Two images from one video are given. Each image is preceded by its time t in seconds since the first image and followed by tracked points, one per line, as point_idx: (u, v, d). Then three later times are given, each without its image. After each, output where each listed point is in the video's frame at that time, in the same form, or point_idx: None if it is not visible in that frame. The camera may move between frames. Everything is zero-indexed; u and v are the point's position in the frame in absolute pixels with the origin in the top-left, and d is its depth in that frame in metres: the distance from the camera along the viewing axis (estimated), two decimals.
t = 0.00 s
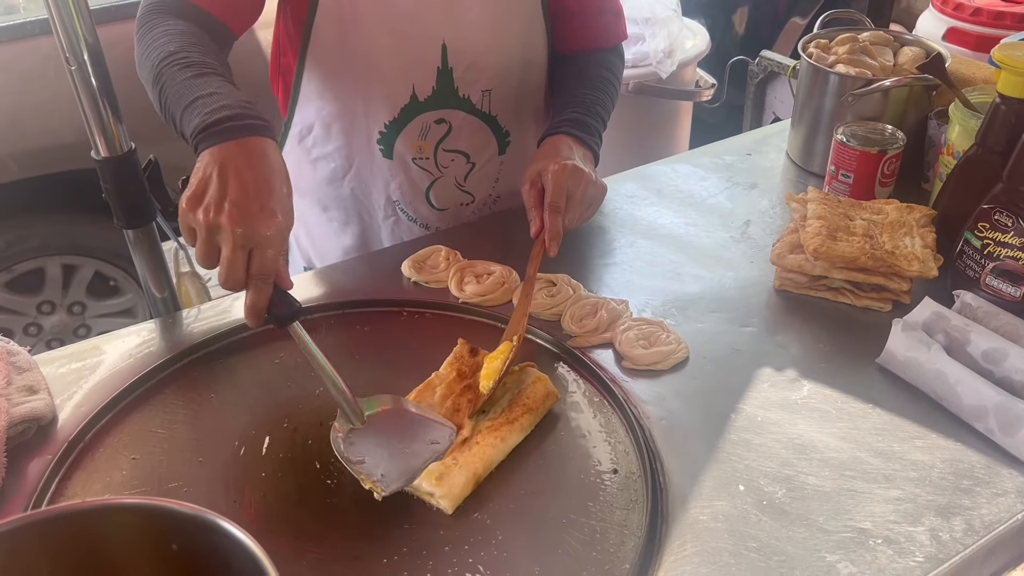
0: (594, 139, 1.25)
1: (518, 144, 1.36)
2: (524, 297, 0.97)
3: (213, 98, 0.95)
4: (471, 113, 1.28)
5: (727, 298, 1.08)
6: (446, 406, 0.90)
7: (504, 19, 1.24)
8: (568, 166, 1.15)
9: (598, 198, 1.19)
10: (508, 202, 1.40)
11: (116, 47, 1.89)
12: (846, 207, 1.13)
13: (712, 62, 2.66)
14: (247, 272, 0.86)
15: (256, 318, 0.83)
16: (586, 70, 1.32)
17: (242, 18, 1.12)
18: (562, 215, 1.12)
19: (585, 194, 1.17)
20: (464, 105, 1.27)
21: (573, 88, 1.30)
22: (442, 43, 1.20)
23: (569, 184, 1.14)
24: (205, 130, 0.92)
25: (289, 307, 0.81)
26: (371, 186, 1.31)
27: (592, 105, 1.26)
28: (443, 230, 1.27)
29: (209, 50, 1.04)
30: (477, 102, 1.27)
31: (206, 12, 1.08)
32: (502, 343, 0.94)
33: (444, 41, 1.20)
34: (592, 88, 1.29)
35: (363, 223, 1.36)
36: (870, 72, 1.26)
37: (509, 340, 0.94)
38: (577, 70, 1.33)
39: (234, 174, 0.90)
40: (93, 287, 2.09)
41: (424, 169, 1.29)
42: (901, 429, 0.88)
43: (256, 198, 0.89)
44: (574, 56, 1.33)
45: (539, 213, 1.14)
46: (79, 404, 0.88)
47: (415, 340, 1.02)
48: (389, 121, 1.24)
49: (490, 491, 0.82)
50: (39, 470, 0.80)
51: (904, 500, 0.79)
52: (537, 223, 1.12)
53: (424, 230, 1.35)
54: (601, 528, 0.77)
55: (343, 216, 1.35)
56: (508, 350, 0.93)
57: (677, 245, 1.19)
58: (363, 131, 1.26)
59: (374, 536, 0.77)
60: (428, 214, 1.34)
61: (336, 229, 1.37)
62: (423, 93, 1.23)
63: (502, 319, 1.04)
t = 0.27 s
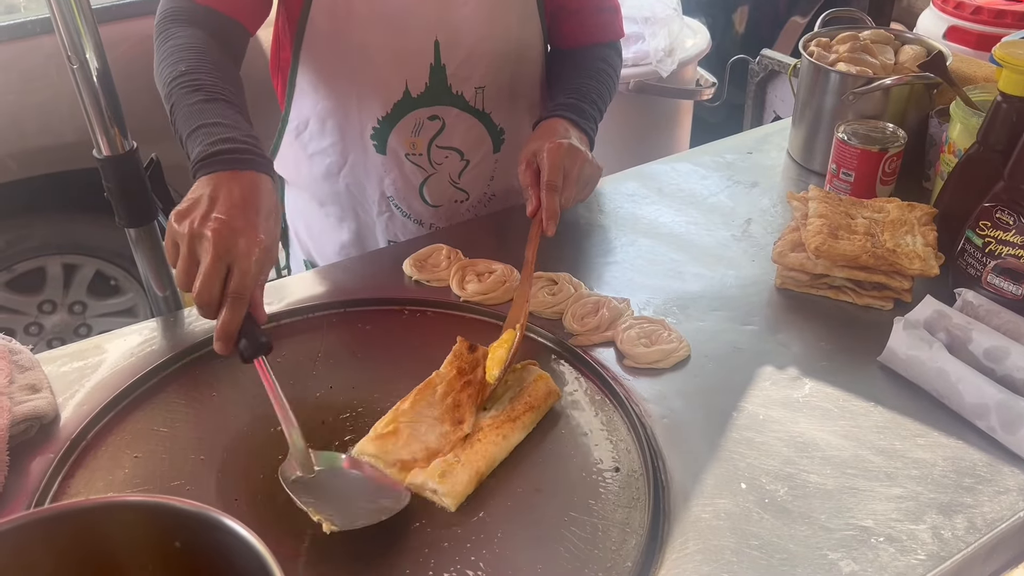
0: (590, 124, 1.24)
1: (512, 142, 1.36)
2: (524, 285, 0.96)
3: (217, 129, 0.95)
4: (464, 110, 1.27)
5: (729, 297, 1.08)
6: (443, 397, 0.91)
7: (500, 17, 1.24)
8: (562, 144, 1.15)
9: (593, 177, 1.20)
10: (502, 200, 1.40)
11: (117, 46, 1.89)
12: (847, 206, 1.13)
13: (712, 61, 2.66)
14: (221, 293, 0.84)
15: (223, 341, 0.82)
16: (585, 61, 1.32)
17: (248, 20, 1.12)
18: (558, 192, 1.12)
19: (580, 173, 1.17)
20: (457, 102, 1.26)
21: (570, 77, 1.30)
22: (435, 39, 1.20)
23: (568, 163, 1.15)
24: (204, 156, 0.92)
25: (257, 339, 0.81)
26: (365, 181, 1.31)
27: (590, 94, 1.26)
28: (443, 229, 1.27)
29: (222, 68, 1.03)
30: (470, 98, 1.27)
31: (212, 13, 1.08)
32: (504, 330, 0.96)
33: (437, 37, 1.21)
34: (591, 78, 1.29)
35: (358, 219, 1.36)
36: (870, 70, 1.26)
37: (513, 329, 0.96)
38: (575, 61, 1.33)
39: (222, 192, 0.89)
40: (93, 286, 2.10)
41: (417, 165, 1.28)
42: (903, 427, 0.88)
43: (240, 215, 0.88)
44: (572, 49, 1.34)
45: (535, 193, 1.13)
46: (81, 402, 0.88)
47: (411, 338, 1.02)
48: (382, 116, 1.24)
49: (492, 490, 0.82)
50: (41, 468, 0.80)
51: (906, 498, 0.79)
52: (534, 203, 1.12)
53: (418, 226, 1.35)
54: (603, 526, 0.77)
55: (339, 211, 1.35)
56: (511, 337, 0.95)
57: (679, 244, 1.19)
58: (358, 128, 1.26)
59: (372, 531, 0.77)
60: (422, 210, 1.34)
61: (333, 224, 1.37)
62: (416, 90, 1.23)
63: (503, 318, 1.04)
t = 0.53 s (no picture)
0: (585, 91, 1.26)
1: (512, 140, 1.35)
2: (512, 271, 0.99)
3: (206, 136, 0.94)
4: (465, 108, 1.27)
5: (732, 294, 1.08)
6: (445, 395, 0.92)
7: (501, 14, 1.24)
8: (550, 108, 1.15)
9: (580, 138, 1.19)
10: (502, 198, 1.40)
11: (118, 45, 1.89)
12: (849, 202, 1.13)
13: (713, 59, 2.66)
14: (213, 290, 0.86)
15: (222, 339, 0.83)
16: (592, 35, 1.33)
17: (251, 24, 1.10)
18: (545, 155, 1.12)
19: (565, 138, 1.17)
20: (458, 101, 1.26)
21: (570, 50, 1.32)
22: (436, 38, 1.20)
23: (554, 129, 1.15)
24: (190, 169, 0.93)
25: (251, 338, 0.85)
26: (364, 179, 1.30)
27: (591, 70, 1.28)
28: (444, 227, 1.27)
29: (215, 65, 1.03)
30: (471, 97, 1.27)
31: (212, 19, 1.06)
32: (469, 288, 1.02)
33: (437, 36, 1.20)
34: (597, 54, 1.30)
35: (359, 217, 1.36)
36: (872, 67, 1.26)
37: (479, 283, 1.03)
38: (582, 37, 1.33)
39: (211, 191, 0.91)
40: (94, 285, 2.10)
41: (417, 163, 1.28)
42: (907, 424, 0.88)
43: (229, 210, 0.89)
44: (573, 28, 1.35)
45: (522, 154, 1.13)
46: (84, 399, 0.88)
47: (411, 335, 1.02)
48: (383, 115, 1.24)
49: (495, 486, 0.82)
50: (45, 465, 0.80)
51: (909, 494, 0.79)
52: (519, 163, 1.13)
53: (418, 224, 1.35)
54: (606, 523, 0.77)
55: (340, 209, 1.35)
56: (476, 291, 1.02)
57: (681, 241, 1.19)
58: (358, 126, 1.26)
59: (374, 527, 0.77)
60: (422, 208, 1.34)
61: (335, 221, 1.37)
62: (417, 88, 1.23)
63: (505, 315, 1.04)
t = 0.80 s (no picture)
0: (602, 104, 1.25)
1: (515, 138, 1.35)
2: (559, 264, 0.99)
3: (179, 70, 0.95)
4: (470, 107, 1.27)
5: (733, 290, 1.08)
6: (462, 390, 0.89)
7: (501, 11, 1.23)
8: (586, 116, 1.16)
9: (611, 149, 1.19)
10: (508, 195, 1.41)
11: (118, 43, 1.89)
12: (852, 199, 1.13)
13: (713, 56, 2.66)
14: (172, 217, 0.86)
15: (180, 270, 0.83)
16: (596, 41, 1.32)
17: (246, 27, 1.09)
18: (584, 162, 1.12)
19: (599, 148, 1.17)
20: (462, 99, 1.26)
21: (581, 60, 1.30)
22: (439, 35, 1.20)
23: (591, 134, 1.14)
24: (157, 95, 0.93)
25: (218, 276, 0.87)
26: (369, 180, 1.30)
27: (599, 71, 1.27)
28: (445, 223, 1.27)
29: (207, 52, 1.03)
30: (476, 94, 1.27)
31: (208, 22, 1.05)
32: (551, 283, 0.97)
33: (440, 33, 1.20)
34: (603, 60, 1.29)
35: (363, 218, 1.35)
36: (875, 63, 1.25)
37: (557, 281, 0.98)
38: (586, 43, 1.32)
39: (173, 119, 0.90)
40: (94, 282, 2.10)
41: (423, 163, 1.28)
42: (909, 420, 0.88)
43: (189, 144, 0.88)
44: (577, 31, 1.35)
45: (558, 158, 1.13)
46: (85, 396, 0.88)
47: (416, 332, 1.02)
48: (387, 115, 1.24)
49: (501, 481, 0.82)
50: (46, 462, 0.80)
51: (912, 490, 0.79)
52: (558, 169, 1.11)
53: (424, 223, 1.35)
54: (608, 520, 0.77)
55: (343, 211, 1.34)
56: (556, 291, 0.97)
57: (683, 238, 1.18)
58: (361, 130, 1.25)
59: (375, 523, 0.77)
60: (428, 207, 1.34)
61: (337, 223, 1.36)
62: (422, 87, 1.23)
63: (506, 311, 1.04)
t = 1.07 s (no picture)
0: (601, 98, 1.25)
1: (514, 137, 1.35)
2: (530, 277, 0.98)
3: (188, 120, 0.93)
4: (468, 106, 1.27)
5: (735, 287, 1.07)
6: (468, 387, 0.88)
7: (501, 9, 1.23)
8: (579, 120, 1.14)
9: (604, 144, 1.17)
10: (506, 194, 1.40)
11: (117, 41, 1.89)
12: (853, 196, 1.13)
13: (714, 53, 2.65)
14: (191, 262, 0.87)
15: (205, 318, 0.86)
16: (596, 34, 1.32)
17: (247, 22, 1.08)
18: (575, 165, 1.12)
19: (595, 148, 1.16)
20: (459, 99, 1.26)
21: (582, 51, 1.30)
22: (436, 35, 1.20)
23: (580, 134, 1.13)
24: (169, 149, 0.92)
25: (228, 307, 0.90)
26: (368, 178, 1.29)
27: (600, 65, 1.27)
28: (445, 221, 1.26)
29: (211, 65, 1.02)
30: (474, 95, 1.26)
31: (206, 18, 1.03)
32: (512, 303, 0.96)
33: (439, 32, 1.20)
34: (603, 52, 1.29)
35: (361, 216, 1.35)
36: (876, 60, 1.25)
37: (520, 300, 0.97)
38: (586, 36, 1.32)
39: (187, 170, 0.90)
40: (94, 281, 2.10)
41: (419, 161, 1.28)
42: (911, 417, 0.87)
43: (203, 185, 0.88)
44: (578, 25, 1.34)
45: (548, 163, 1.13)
46: (84, 394, 0.88)
47: (417, 330, 1.01)
48: (385, 113, 1.23)
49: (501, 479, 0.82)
50: (45, 460, 0.80)
51: (914, 487, 0.79)
52: (547, 173, 1.11)
53: (420, 222, 1.35)
54: (609, 517, 0.77)
55: (342, 208, 1.34)
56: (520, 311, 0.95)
57: (683, 235, 1.18)
58: (358, 126, 1.25)
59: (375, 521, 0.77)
60: (424, 205, 1.33)
61: (337, 220, 1.35)
62: (417, 86, 1.22)
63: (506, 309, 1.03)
